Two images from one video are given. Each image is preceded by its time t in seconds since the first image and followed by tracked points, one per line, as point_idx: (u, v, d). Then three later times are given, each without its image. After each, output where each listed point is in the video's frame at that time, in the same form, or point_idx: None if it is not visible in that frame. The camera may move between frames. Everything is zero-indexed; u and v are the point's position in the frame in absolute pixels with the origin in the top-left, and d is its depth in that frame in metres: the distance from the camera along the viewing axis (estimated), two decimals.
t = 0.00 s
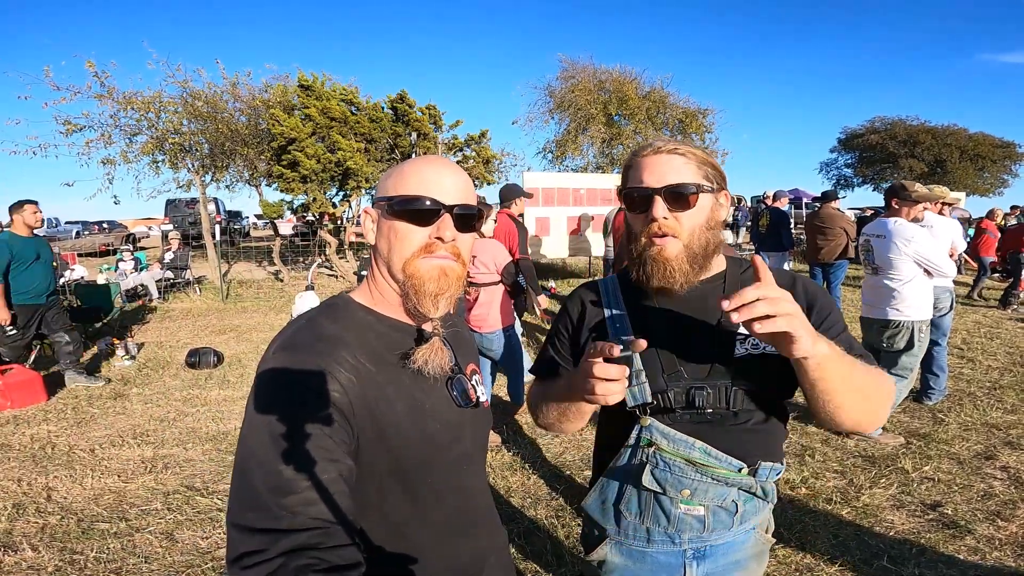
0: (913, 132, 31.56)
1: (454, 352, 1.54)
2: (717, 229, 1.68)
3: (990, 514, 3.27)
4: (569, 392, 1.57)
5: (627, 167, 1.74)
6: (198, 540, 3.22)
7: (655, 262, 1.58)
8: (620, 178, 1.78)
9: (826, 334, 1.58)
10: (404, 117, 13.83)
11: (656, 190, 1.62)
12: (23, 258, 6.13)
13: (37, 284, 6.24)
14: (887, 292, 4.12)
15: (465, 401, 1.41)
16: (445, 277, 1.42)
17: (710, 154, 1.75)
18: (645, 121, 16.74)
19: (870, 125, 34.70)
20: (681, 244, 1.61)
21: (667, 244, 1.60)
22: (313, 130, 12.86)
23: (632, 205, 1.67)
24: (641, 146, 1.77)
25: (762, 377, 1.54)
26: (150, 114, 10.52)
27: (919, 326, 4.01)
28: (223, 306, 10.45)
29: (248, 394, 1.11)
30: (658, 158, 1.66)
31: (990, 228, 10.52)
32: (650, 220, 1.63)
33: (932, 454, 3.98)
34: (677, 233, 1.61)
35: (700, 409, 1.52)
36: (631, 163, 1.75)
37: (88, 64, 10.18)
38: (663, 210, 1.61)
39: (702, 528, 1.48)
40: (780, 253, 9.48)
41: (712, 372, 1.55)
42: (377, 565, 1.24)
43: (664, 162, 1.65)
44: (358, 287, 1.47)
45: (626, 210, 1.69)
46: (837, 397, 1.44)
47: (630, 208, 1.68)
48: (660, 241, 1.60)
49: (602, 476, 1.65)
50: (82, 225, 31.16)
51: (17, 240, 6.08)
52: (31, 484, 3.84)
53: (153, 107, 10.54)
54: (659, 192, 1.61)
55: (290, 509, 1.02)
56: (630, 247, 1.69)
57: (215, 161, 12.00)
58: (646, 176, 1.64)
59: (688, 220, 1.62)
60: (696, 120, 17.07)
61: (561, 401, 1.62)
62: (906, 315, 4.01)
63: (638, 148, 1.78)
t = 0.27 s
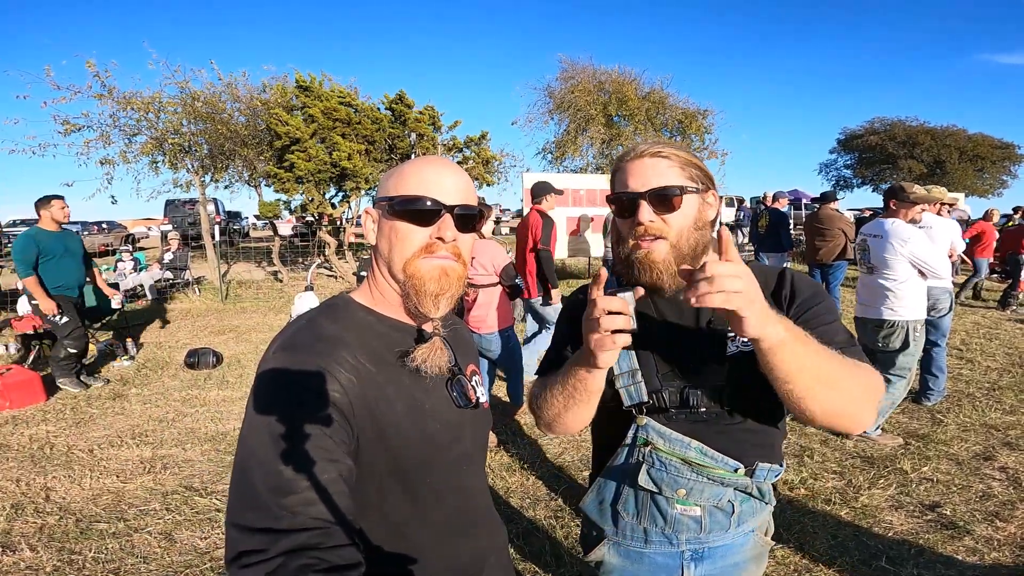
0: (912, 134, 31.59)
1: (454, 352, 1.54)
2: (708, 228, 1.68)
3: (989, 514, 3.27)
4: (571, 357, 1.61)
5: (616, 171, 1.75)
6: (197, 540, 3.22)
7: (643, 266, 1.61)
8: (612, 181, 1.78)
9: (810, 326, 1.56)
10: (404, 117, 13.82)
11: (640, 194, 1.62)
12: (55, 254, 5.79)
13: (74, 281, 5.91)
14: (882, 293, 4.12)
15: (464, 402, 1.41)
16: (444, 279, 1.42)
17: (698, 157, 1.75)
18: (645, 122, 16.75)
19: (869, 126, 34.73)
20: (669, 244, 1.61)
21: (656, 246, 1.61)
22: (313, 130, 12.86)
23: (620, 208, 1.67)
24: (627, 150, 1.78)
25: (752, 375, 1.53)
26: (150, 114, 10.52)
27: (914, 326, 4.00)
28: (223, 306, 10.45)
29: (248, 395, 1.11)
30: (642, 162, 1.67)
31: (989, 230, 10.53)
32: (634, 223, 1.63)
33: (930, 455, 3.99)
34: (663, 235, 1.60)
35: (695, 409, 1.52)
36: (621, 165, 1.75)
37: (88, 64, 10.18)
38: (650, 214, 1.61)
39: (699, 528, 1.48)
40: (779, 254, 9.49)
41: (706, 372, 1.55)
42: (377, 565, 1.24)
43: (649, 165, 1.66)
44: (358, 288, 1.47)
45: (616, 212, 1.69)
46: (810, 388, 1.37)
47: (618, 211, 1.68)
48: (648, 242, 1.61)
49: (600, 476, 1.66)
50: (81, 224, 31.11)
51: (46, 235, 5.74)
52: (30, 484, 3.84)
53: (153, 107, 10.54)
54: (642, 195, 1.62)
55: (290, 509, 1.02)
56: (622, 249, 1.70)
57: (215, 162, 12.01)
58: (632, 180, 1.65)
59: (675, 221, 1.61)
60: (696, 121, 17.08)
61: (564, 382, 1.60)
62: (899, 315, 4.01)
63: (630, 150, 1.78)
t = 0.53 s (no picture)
0: (915, 133, 31.47)
1: (453, 351, 1.54)
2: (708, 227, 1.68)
3: (989, 515, 3.26)
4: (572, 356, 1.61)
5: (616, 169, 1.75)
6: (197, 539, 3.22)
7: (642, 263, 1.61)
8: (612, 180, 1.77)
9: (807, 326, 1.56)
10: (406, 116, 13.81)
11: (642, 192, 1.61)
12: (84, 255, 5.75)
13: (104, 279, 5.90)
14: (880, 292, 4.10)
15: (464, 402, 1.41)
16: (445, 278, 1.42)
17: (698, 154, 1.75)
18: (647, 121, 16.72)
19: (872, 126, 34.63)
20: (669, 243, 1.61)
21: (656, 244, 1.61)
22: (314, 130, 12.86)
23: (621, 207, 1.67)
24: (626, 149, 1.78)
25: (751, 376, 1.52)
26: (152, 114, 10.54)
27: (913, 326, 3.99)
28: (224, 305, 10.46)
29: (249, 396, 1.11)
30: (643, 160, 1.67)
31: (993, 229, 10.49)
32: (636, 221, 1.63)
33: (931, 455, 3.98)
34: (665, 233, 1.60)
35: (691, 410, 1.52)
36: (621, 163, 1.75)
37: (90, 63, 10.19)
38: (651, 212, 1.61)
39: (695, 530, 1.48)
40: (781, 253, 9.47)
41: (703, 372, 1.55)
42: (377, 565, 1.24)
43: (649, 164, 1.65)
44: (358, 289, 1.46)
45: (615, 211, 1.69)
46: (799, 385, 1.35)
47: (619, 209, 1.68)
48: (648, 241, 1.61)
49: (597, 476, 1.66)
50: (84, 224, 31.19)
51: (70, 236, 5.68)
52: (32, 483, 3.85)
53: (155, 107, 10.56)
54: (646, 192, 1.61)
55: (290, 509, 1.02)
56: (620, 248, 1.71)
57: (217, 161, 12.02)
58: (633, 178, 1.64)
59: (677, 220, 1.61)
60: (698, 120, 17.05)
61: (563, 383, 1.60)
62: (897, 314, 3.99)
63: (630, 149, 1.78)
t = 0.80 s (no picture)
0: (919, 133, 31.38)
1: (453, 352, 1.54)
2: (712, 228, 1.68)
3: (989, 516, 3.26)
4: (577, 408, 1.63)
5: (620, 168, 1.75)
6: (197, 538, 3.23)
7: (647, 259, 1.58)
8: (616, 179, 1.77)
9: (814, 338, 1.54)
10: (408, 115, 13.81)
11: (649, 191, 1.61)
12: (120, 255, 5.38)
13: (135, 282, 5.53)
14: (879, 291, 4.08)
15: (465, 402, 1.41)
16: (446, 277, 1.43)
17: (697, 153, 1.74)
18: (649, 121, 16.70)
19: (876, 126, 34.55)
20: (675, 242, 1.60)
21: (660, 243, 1.60)
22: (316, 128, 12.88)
23: (625, 205, 1.67)
24: (632, 149, 1.77)
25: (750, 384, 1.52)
26: (155, 112, 10.56)
27: (913, 327, 3.97)
28: (226, 304, 10.48)
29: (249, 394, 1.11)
30: (650, 158, 1.66)
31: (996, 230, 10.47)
32: (642, 220, 1.63)
33: (932, 456, 3.97)
34: (670, 232, 1.61)
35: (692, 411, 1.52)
36: (626, 163, 1.74)
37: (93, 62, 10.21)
38: (658, 211, 1.61)
39: (696, 531, 1.48)
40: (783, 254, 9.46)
41: (705, 375, 1.53)
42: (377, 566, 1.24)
43: (654, 164, 1.64)
44: (358, 288, 1.46)
45: (620, 210, 1.69)
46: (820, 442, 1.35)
47: (623, 207, 1.68)
48: (652, 240, 1.61)
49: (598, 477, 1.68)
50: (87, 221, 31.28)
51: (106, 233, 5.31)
52: (33, 480, 3.86)
53: (158, 106, 10.58)
54: (652, 191, 1.61)
55: (290, 510, 1.02)
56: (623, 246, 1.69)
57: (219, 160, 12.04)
58: (639, 176, 1.64)
59: (683, 219, 1.61)
60: (700, 120, 17.02)
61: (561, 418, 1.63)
62: (897, 315, 3.97)
63: (634, 148, 1.78)
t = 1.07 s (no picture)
0: (921, 130, 31.27)
1: (453, 351, 1.54)
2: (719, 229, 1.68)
3: (993, 514, 3.25)
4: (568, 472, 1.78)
5: (631, 162, 1.74)
6: (200, 537, 3.24)
7: (653, 257, 1.57)
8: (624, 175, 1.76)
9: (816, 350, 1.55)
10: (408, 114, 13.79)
11: (663, 187, 1.61)
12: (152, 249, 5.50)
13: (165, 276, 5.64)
14: (879, 288, 4.06)
15: (465, 401, 1.40)
16: (447, 277, 1.42)
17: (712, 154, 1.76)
18: (650, 118, 16.66)
19: (878, 122, 34.45)
20: (683, 241, 1.60)
21: (669, 241, 1.60)
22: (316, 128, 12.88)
23: (634, 201, 1.67)
24: (649, 140, 1.77)
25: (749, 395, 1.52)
26: (156, 113, 10.57)
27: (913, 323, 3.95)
28: (228, 303, 10.49)
29: (249, 395, 1.10)
30: (664, 154, 1.66)
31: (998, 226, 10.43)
32: (653, 216, 1.63)
33: (935, 453, 3.96)
34: (680, 231, 1.61)
35: (687, 415, 1.50)
36: (636, 159, 1.74)
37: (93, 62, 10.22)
38: (671, 208, 1.61)
39: (693, 532, 1.48)
40: (785, 251, 9.43)
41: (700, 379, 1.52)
42: (377, 564, 1.24)
43: (671, 159, 1.64)
44: (359, 287, 1.46)
45: (630, 205, 1.69)
46: (847, 512, 1.53)
47: (633, 203, 1.68)
48: (662, 237, 1.61)
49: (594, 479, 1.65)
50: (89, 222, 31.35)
51: (140, 228, 5.41)
52: (37, 481, 3.87)
53: (159, 106, 10.59)
54: (666, 188, 1.61)
55: (289, 510, 1.02)
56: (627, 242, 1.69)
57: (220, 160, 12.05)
58: (652, 171, 1.63)
59: (695, 219, 1.62)
60: (702, 117, 16.98)
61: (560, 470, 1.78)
62: (897, 312, 3.94)
63: (644, 145, 1.77)
